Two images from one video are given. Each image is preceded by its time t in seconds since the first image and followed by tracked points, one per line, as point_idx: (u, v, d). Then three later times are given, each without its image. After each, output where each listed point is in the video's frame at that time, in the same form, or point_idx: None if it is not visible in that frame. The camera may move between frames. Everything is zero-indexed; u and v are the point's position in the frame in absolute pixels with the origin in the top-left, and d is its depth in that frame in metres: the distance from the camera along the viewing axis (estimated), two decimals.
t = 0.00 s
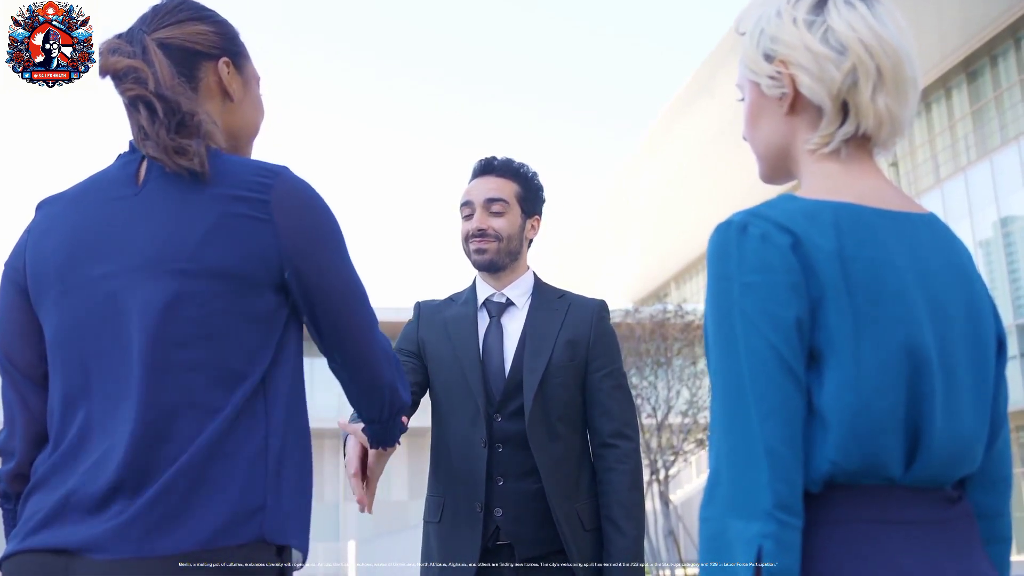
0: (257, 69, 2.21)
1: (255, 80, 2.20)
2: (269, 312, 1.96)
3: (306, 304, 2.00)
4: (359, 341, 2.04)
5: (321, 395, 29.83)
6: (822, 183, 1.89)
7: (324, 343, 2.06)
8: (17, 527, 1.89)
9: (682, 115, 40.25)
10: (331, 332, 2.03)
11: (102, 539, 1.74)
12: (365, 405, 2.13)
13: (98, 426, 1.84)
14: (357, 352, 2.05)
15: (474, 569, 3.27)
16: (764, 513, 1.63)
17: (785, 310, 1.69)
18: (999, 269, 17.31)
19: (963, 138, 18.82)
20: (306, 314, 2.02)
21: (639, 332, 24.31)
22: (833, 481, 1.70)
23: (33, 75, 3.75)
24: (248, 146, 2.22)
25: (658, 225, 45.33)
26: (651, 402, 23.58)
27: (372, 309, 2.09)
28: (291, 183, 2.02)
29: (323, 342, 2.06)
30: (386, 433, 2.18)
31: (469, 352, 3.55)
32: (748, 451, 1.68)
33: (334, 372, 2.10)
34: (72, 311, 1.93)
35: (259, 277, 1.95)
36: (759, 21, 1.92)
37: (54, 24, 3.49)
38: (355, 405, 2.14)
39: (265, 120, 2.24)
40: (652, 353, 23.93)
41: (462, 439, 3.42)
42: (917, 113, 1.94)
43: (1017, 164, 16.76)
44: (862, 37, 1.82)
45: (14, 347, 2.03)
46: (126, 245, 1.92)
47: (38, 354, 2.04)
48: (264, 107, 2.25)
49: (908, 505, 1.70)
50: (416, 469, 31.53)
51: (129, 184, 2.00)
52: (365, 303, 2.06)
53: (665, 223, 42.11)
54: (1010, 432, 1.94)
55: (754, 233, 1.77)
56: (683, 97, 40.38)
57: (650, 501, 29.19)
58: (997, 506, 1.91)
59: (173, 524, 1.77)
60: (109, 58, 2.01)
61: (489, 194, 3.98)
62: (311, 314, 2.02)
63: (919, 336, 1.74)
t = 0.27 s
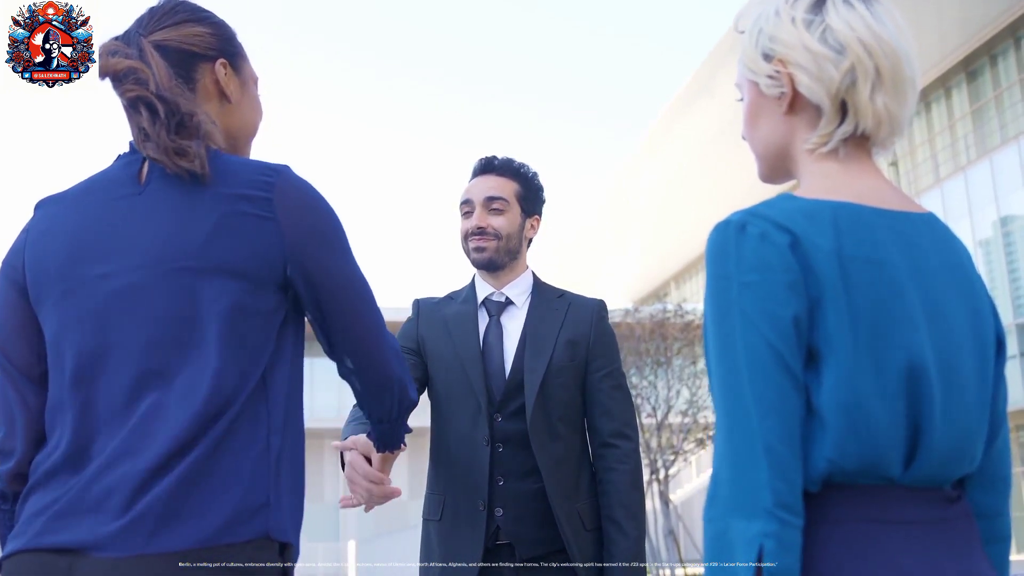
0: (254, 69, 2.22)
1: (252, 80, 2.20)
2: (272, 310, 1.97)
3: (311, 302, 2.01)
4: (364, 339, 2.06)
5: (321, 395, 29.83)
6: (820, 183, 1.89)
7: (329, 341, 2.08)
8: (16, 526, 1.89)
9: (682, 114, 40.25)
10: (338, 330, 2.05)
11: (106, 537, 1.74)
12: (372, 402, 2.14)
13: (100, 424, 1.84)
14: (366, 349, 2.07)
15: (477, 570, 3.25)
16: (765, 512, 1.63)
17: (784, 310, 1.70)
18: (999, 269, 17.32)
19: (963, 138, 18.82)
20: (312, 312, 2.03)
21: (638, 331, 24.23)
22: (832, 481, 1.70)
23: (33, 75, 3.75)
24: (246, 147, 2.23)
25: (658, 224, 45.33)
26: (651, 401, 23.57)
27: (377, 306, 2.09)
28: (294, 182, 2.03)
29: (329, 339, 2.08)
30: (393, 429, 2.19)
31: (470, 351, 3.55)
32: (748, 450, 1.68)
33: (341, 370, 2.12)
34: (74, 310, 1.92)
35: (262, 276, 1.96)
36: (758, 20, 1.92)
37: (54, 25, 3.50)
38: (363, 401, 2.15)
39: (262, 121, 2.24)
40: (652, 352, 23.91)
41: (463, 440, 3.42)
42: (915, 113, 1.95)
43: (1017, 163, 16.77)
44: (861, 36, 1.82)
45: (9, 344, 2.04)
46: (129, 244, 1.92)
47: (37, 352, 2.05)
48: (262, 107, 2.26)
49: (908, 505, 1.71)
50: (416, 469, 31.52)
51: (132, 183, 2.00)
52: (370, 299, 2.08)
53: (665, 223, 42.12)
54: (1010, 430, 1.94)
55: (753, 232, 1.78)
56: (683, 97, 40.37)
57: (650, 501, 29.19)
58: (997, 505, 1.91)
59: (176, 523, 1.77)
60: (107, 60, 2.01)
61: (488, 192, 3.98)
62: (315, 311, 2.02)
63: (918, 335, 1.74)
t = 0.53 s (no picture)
0: (254, 72, 2.22)
1: (252, 83, 2.20)
2: (273, 309, 1.97)
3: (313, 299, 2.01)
4: (368, 334, 2.05)
5: (321, 394, 29.83)
6: (820, 182, 1.89)
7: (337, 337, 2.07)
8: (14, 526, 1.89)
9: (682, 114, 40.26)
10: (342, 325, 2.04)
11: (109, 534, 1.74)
12: (378, 396, 2.13)
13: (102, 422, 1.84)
14: (372, 346, 2.05)
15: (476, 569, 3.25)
16: (765, 512, 1.63)
17: (782, 309, 1.70)
18: (999, 268, 17.32)
19: (962, 137, 18.83)
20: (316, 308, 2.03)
21: (639, 332, 24.30)
22: (831, 480, 1.70)
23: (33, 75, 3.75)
24: (246, 150, 2.23)
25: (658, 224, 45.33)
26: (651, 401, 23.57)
27: (380, 302, 2.09)
28: (295, 182, 2.03)
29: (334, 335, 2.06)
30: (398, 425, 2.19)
31: (469, 350, 3.54)
32: (747, 450, 1.68)
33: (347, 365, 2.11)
34: (77, 308, 1.92)
35: (265, 274, 1.96)
36: (758, 20, 1.92)
37: (55, 25, 3.52)
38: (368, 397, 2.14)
39: (263, 121, 2.24)
40: (652, 352, 23.92)
41: (463, 439, 3.41)
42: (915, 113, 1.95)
43: (1017, 163, 16.77)
44: (861, 37, 1.82)
45: (9, 342, 2.04)
46: (133, 241, 1.93)
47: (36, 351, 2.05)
48: (263, 107, 2.25)
49: (907, 505, 1.71)
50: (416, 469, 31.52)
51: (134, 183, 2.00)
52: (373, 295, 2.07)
53: (665, 222, 42.12)
54: (1009, 430, 1.95)
55: (751, 232, 1.77)
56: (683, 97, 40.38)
57: (650, 500, 29.19)
58: (997, 505, 1.91)
59: (178, 521, 1.77)
60: (105, 65, 2.01)
61: (487, 192, 3.99)
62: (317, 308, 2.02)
63: (917, 333, 1.75)
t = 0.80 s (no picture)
0: (257, 76, 2.23)
1: (256, 87, 2.21)
2: (274, 310, 1.97)
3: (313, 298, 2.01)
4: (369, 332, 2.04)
5: (321, 394, 29.84)
6: (819, 183, 1.89)
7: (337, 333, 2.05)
8: (14, 526, 1.89)
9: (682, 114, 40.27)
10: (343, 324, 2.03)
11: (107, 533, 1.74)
12: (380, 391, 2.13)
13: (102, 421, 1.84)
14: (374, 345, 2.04)
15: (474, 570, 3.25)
16: (765, 512, 1.63)
17: (781, 310, 1.70)
18: (999, 268, 17.32)
19: (962, 137, 18.83)
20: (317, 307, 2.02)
21: (639, 331, 24.29)
22: (830, 480, 1.70)
23: (33, 75, 3.76)
24: (254, 151, 2.25)
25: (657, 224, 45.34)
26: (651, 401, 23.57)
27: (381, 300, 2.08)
28: (296, 181, 2.03)
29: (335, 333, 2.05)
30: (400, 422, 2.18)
31: (467, 351, 3.55)
32: (747, 450, 1.68)
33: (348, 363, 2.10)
34: (78, 307, 1.93)
35: (265, 274, 1.96)
36: (756, 20, 1.92)
37: (54, 24, 3.58)
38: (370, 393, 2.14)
39: (268, 121, 2.26)
40: (653, 352, 23.92)
41: (460, 439, 3.41)
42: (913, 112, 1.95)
43: (1017, 162, 16.77)
44: (859, 37, 1.82)
45: (11, 343, 2.04)
46: (134, 241, 1.93)
47: (37, 351, 2.05)
48: (267, 107, 2.27)
49: (906, 505, 1.71)
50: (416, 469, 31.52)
51: (136, 184, 2.01)
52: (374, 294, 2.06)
53: (665, 222, 42.11)
54: (1008, 430, 1.95)
55: (751, 232, 1.78)
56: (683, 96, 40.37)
57: (650, 500, 29.19)
58: (996, 504, 1.91)
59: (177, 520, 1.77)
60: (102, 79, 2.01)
61: (482, 194, 3.99)
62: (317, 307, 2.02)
63: (916, 333, 1.75)
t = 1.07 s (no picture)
0: (260, 80, 2.24)
1: (258, 91, 2.22)
2: (273, 311, 1.97)
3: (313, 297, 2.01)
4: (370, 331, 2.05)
5: (320, 394, 29.83)
6: (818, 183, 1.89)
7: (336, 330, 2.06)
8: (14, 526, 1.89)
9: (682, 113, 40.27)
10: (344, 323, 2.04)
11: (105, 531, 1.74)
12: (380, 387, 2.15)
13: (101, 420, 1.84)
14: (374, 342, 2.05)
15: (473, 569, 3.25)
16: (763, 512, 1.63)
17: (781, 310, 1.70)
18: (999, 267, 17.31)
19: (962, 136, 18.83)
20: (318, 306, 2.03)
21: (638, 331, 24.28)
22: (829, 481, 1.70)
23: (32, 75, 3.76)
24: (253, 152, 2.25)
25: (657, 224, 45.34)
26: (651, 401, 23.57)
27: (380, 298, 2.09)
28: (295, 182, 2.03)
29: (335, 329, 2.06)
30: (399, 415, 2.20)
31: (466, 352, 3.55)
32: (746, 450, 1.68)
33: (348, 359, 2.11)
34: (78, 306, 1.93)
35: (263, 273, 1.96)
36: (755, 21, 1.92)
37: (54, 24, 3.53)
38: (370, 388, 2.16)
39: (270, 128, 2.27)
40: (652, 352, 23.91)
41: (459, 440, 3.41)
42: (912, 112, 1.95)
43: (1017, 162, 16.75)
44: (858, 37, 1.82)
45: (14, 345, 2.04)
46: (134, 241, 1.93)
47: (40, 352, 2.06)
48: (269, 114, 2.27)
49: (905, 505, 1.71)
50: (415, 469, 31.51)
51: (135, 185, 2.01)
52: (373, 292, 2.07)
53: (664, 222, 42.11)
54: (1006, 430, 1.95)
55: (750, 233, 1.78)
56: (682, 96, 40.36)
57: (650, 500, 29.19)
58: (995, 504, 1.91)
59: (174, 518, 1.77)
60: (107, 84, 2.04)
61: (476, 201, 3.92)
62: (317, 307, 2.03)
63: (914, 332, 1.75)
